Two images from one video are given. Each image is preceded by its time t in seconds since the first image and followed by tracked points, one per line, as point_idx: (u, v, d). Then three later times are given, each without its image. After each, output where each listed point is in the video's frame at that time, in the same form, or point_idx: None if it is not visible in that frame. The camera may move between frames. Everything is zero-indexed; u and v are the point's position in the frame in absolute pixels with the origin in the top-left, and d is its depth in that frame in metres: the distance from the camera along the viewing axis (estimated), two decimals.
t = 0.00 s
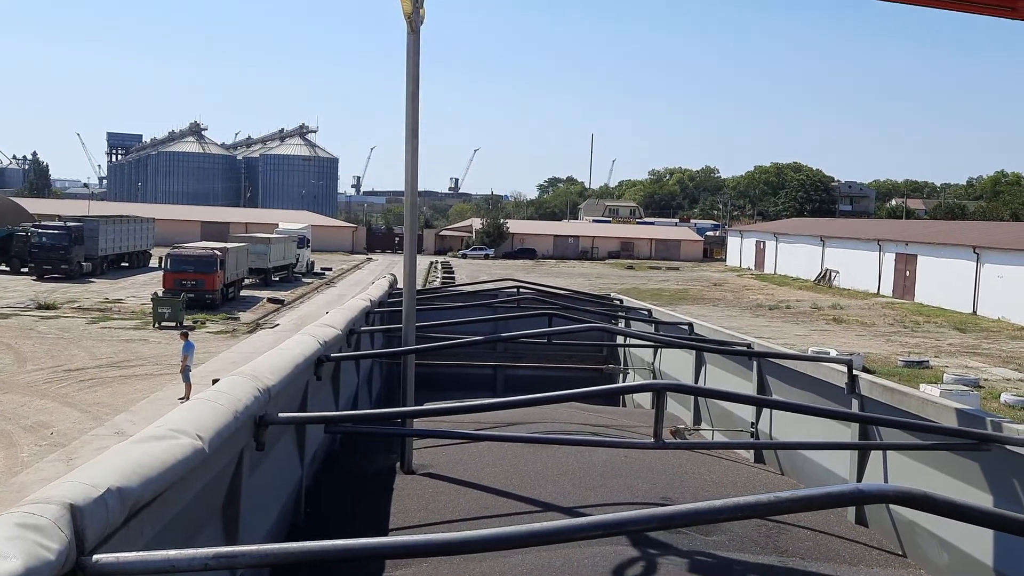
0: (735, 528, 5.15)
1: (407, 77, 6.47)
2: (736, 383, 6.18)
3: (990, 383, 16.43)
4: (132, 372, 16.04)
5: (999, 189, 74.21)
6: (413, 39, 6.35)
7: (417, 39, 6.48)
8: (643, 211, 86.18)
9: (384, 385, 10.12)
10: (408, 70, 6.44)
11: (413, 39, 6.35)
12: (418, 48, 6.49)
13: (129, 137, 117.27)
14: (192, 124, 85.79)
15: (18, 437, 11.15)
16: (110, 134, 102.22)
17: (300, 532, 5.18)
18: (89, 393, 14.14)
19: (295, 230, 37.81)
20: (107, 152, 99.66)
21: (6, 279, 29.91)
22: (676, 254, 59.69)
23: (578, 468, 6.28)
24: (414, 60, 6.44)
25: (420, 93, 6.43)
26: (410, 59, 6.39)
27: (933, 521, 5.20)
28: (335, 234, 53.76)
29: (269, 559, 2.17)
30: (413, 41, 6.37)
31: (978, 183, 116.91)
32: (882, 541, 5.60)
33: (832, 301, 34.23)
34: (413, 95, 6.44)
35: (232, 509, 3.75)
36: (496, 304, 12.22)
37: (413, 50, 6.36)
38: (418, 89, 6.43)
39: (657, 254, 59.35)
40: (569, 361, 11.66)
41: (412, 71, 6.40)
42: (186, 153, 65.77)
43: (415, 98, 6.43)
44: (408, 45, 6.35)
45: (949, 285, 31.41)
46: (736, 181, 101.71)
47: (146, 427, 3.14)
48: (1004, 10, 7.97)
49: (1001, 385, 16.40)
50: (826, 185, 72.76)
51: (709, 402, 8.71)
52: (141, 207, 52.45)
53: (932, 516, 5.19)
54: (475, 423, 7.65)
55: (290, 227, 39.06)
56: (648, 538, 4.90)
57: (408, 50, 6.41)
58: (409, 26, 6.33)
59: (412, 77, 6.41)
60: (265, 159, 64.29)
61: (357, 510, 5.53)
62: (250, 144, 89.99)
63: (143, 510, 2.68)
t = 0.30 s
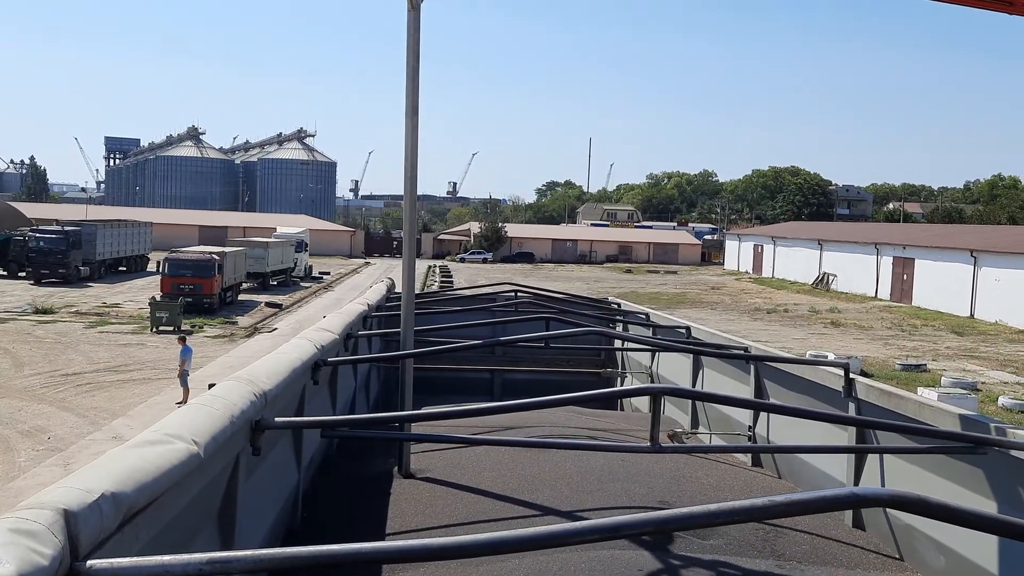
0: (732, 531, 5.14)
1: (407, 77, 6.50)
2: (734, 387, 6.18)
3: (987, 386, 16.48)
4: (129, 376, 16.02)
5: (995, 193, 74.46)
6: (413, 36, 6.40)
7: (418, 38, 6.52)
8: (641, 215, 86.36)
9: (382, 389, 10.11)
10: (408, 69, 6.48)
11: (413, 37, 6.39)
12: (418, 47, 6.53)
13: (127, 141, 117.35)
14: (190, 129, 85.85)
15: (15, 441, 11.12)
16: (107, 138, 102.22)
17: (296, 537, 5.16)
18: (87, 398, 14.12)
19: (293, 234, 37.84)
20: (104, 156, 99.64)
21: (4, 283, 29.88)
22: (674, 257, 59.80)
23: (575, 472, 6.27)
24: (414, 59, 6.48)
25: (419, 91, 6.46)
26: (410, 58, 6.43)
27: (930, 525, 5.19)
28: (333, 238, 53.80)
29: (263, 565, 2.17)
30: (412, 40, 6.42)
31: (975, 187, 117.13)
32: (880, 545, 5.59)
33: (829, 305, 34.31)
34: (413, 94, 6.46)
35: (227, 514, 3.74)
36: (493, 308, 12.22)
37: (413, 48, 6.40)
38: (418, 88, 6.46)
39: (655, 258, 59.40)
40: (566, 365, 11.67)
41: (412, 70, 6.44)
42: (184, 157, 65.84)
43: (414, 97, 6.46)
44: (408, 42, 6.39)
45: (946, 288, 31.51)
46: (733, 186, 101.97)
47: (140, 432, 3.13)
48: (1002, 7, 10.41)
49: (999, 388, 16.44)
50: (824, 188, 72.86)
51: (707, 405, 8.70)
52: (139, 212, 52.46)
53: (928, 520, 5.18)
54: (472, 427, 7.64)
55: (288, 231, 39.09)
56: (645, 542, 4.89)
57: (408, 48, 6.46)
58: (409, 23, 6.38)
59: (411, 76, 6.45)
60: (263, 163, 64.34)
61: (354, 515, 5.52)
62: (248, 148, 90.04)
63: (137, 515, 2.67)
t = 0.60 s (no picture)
0: (729, 535, 5.15)
1: (406, 80, 6.51)
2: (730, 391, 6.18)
3: (984, 389, 16.49)
4: (127, 381, 16.00)
5: (992, 196, 74.57)
6: (413, 37, 6.42)
7: (418, 40, 6.54)
8: (638, 218, 86.43)
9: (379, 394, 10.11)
10: (407, 71, 6.49)
11: (413, 39, 6.41)
12: (419, 51, 6.56)
13: (123, 145, 117.38)
14: (187, 133, 85.84)
15: (12, 445, 11.11)
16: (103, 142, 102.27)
17: (292, 541, 5.16)
18: (84, 402, 14.11)
19: (291, 237, 37.84)
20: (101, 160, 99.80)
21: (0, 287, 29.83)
22: (671, 261, 59.83)
23: (571, 475, 6.27)
24: (414, 63, 6.49)
25: (419, 93, 6.47)
26: (410, 61, 6.44)
27: (926, 528, 5.21)
28: (331, 242, 53.80)
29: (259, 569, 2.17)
30: (413, 43, 6.43)
31: (972, 190, 117.37)
32: (876, 547, 5.61)
33: (826, 308, 34.36)
34: (413, 96, 6.48)
35: (224, 519, 3.74)
36: (491, 312, 12.24)
37: (414, 52, 6.42)
38: (418, 90, 6.47)
39: (652, 262, 59.43)
40: (564, 369, 11.70)
41: (412, 71, 6.45)
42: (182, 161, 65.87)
43: (414, 101, 6.46)
44: (408, 45, 6.40)
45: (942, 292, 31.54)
46: (731, 190, 102.07)
47: (137, 436, 3.13)
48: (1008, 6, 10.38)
49: (995, 391, 16.45)
50: (821, 192, 72.98)
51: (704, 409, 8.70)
52: (136, 216, 52.42)
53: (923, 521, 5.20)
54: (469, 431, 7.64)
55: (285, 235, 39.08)
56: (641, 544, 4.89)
57: (408, 51, 6.48)
58: (409, 26, 6.40)
59: (411, 79, 6.46)
60: (261, 167, 64.34)
61: (350, 519, 5.53)
62: (246, 151, 90.02)
63: (133, 520, 2.67)
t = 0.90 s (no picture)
0: (725, 539, 5.15)
1: (406, 86, 6.53)
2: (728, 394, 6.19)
3: (980, 391, 16.52)
4: (123, 385, 15.96)
5: (987, 199, 74.76)
6: (412, 40, 6.43)
7: (417, 45, 6.56)
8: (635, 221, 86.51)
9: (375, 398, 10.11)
10: (407, 76, 6.51)
11: (412, 43, 6.42)
12: (418, 54, 6.56)
13: (119, 149, 117.23)
14: (183, 136, 85.72)
15: (8, 450, 11.08)
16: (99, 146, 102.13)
17: (289, 546, 5.15)
18: (80, 406, 14.07)
19: (287, 241, 37.81)
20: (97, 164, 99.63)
21: None
22: (668, 264, 59.87)
23: (569, 479, 6.27)
24: (414, 68, 6.51)
25: (418, 96, 6.48)
26: (410, 67, 6.45)
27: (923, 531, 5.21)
28: (327, 246, 53.77)
29: (257, 574, 2.16)
30: (413, 50, 6.43)
31: (966, 193, 117.73)
32: (874, 551, 5.62)
33: (822, 311, 34.40)
34: (412, 100, 6.49)
35: (222, 524, 3.74)
36: (488, 315, 12.25)
37: (413, 56, 6.44)
38: (416, 94, 6.48)
39: (649, 264, 59.47)
40: (561, 373, 11.71)
41: (411, 74, 6.45)
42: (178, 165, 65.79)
43: (414, 108, 6.49)
44: (408, 48, 6.42)
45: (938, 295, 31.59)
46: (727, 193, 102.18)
47: (134, 441, 3.13)
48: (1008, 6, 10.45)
49: (990, 393, 16.48)
50: (817, 195, 73.12)
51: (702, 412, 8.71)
52: (132, 220, 52.32)
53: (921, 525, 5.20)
54: (465, 435, 7.64)
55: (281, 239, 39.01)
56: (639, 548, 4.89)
57: (408, 53, 6.49)
58: (408, 30, 6.42)
59: (411, 85, 6.47)
60: (257, 171, 64.30)
61: (348, 523, 5.53)
62: (243, 155, 89.96)
63: (130, 527, 2.66)
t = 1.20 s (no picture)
0: (721, 543, 5.15)
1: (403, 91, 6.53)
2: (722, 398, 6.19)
3: (976, 395, 16.55)
4: (118, 390, 15.92)
5: (982, 203, 74.96)
6: (411, 43, 6.43)
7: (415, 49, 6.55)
8: (630, 226, 86.62)
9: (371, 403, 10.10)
10: (404, 81, 6.51)
11: (410, 49, 6.43)
12: (416, 58, 6.56)
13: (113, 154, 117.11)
14: (179, 141, 85.62)
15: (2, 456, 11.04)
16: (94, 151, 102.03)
17: (284, 552, 5.14)
18: (75, 412, 14.03)
19: (283, 246, 37.76)
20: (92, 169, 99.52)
21: None
22: (664, 268, 59.94)
23: (565, 484, 6.27)
24: (411, 74, 6.50)
25: (415, 101, 6.48)
26: (407, 71, 6.44)
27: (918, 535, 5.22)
28: (322, 250, 53.74)
29: None
30: (410, 55, 6.42)
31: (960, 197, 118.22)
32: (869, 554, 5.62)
33: (818, 315, 34.45)
34: (409, 104, 6.50)
35: (216, 531, 3.73)
36: (484, 320, 12.25)
37: (411, 61, 6.43)
38: (413, 98, 6.49)
39: (645, 269, 59.53)
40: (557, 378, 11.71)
41: (408, 79, 6.46)
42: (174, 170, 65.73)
43: (411, 112, 6.48)
44: (406, 52, 6.42)
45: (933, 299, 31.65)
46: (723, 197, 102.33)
47: (128, 446, 3.13)
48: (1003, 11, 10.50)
49: (986, 397, 16.51)
50: (813, 199, 73.27)
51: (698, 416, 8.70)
52: (127, 225, 52.22)
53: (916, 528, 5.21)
54: (461, 440, 7.63)
55: (277, 244, 38.95)
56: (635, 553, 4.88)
57: (405, 58, 6.49)
58: (407, 33, 6.42)
59: (409, 90, 6.47)
60: (253, 176, 64.27)
61: (344, 528, 5.52)
62: (238, 160, 89.92)
63: (125, 533, 2.65)
